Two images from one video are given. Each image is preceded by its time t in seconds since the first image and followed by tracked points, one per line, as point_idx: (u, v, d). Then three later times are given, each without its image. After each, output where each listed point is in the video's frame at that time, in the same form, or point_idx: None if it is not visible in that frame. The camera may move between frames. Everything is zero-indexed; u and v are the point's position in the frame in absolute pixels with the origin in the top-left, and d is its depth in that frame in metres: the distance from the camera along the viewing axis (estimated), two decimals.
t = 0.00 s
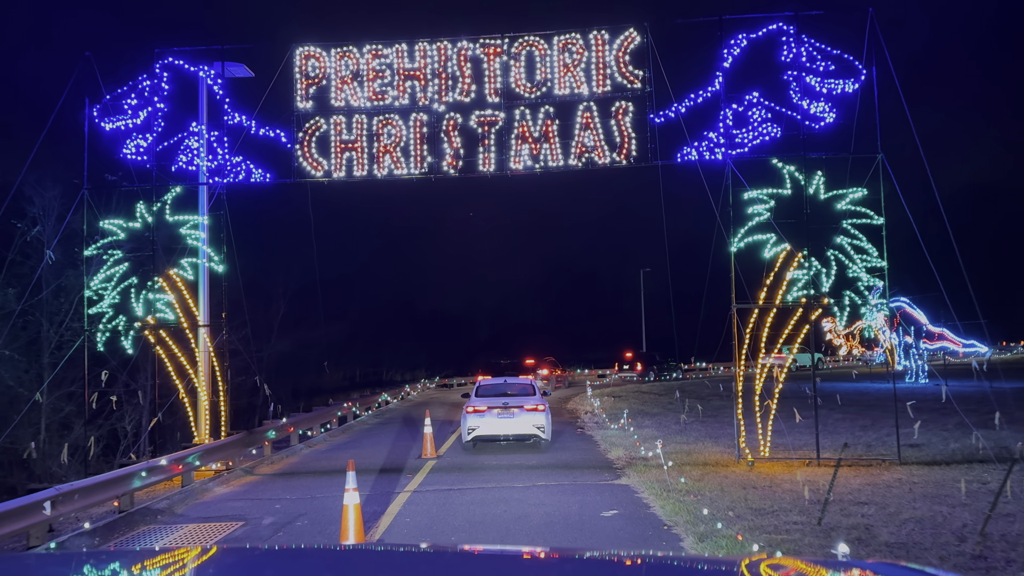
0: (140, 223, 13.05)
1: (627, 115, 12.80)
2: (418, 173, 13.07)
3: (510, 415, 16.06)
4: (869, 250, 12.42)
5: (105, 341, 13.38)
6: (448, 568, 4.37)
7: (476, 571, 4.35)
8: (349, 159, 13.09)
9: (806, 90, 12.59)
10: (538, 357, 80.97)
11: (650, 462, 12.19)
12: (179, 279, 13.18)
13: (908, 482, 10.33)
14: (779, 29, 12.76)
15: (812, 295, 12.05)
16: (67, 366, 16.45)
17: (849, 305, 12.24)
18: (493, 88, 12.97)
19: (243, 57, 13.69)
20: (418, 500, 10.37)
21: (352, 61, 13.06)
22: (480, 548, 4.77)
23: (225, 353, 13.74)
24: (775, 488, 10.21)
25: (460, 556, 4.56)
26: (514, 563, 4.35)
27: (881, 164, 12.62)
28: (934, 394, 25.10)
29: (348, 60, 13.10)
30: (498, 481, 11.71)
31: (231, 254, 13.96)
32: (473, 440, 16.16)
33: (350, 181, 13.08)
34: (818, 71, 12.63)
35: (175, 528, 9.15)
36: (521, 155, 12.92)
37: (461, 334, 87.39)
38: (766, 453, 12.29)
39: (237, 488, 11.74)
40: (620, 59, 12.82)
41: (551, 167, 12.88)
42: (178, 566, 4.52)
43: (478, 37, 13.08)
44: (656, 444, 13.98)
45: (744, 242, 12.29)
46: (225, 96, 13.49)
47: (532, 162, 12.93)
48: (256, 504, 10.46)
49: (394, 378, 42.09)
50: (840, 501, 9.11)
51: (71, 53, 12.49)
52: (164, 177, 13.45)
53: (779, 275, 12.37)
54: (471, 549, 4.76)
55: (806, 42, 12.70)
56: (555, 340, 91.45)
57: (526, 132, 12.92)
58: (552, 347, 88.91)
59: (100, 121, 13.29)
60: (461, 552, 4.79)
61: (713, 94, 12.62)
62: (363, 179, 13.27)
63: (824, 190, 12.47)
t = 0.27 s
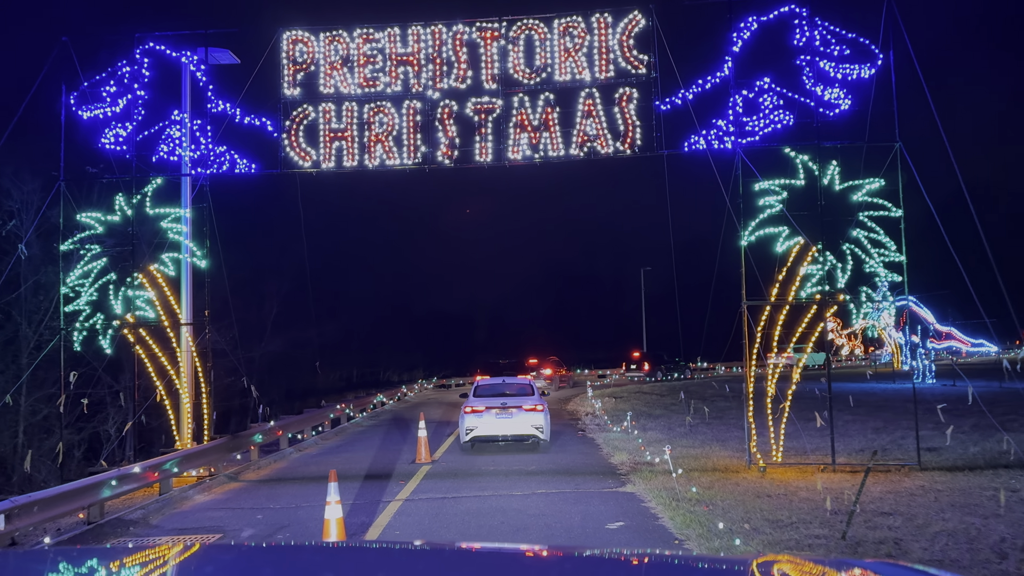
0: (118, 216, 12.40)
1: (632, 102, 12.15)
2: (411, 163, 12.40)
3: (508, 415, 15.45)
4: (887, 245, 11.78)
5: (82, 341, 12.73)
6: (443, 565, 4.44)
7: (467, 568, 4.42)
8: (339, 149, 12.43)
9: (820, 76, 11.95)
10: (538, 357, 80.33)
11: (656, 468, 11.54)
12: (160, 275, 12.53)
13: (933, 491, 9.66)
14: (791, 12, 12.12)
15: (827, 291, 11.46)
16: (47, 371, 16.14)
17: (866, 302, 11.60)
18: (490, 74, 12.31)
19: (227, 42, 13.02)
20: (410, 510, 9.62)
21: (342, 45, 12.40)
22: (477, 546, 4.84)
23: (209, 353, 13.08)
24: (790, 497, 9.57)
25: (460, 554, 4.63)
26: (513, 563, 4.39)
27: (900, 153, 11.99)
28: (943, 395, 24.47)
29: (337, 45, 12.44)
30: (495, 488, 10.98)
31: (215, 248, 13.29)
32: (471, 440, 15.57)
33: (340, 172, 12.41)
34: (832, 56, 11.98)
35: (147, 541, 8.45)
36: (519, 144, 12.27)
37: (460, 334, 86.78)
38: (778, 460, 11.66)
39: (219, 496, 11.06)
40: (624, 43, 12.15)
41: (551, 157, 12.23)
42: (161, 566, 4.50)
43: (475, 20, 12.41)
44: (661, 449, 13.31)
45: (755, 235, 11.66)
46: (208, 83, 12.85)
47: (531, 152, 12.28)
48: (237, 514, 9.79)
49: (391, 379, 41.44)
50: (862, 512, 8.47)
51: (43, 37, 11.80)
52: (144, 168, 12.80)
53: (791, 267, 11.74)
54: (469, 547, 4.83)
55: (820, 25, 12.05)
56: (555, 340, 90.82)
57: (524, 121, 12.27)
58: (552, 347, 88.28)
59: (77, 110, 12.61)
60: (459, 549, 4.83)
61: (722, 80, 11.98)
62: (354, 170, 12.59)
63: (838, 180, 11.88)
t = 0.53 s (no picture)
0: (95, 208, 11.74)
1: (637, 88, 11.48)
2: (403, 154, 11.74)
3: (507, 416, 14.81)
4: (907, 238, 11.14)
5: (57, 341, 12.05)
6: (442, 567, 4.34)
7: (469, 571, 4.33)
8: (327, 138, 11.77)
9: (836, 60, 11.28)
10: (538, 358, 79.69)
11: (664, 476, 10.86)
12: (138, 271, 11.84)
13: (962, 501, 9.00)
14: None
15: (844, 288, 10.91)
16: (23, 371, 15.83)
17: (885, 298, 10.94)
18: (487, 58, 11.65)
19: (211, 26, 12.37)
20: (400, 523, 8.88)
21: (331, 29, 11.74)
22: (475, 550, 4.68)
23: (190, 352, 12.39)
24: (809, 508, 8.91)
25: (461, 559, 4.49)
26: (511, 564, 4.22)
27: (921, 141, 11.32)
28: (954, 397, 23.81)
29: (326, 28, 11.77)
30: (493, 498, 10.25)
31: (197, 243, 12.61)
32: (469, 442, 14.96)
33: (329, 163, 11.74)
34: (849, 38, 11.32)
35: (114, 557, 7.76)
36: (517, 133, 11.63)
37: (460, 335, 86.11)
38: (791, 466, 11.03)
39: (198, 507, 10.37)
40: (629, 26, 11.49)
41: (552, 147, 11.58)
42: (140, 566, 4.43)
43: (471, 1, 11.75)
44: (667, 455, 12.65)
45: (768, 228, 11.02)
46: (190, 69, 12.18)
47: (531, 141, 11.63)
48: (216, 526, 9.12)
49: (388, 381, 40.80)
50: (889, 526, 7.81)
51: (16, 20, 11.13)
52: (122, 158, 12.12)
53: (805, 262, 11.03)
54: (467, 551, 4.67)
55: (835, 7, 11.37)
56: (555, 341, 90.17)
57: (523, 108, 11.62)
58: (552, 348, 87.61)
59: (52, 97, 11.94)
60: (457, 554, 4.68)
61: (732, 65, 11.32)
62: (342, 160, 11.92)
63: (856, 169, 11.26)
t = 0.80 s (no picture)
0: (69, 200, 11.08)
1: (643, 72, 10.83)
2: (395, 143, 11.10)
3: (507, 416, 14.19)
4: (931, 230, 10.51)
5: (30, 340, 11.40)
6: (444, 567, 4.19)
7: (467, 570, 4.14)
8: (315, 125, 11.13)
9: (853, 42, 10.64)
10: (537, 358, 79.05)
11: (673, 484, 10.19)
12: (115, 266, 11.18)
13: (997, 513, 8.34)
14: None
15: (864, 283, 10.35)
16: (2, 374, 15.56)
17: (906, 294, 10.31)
18: (484, 41, 10.99)
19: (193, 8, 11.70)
20: (389, 537, 8.23)
21: (319, 10, 11.07)
22: (475, 548, 4.56)
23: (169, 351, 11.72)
24: (831, 520, 8.26)
25: (461, 557, 4.34)
26: (511, 562, 4.17)
27: (944, 127, 10.65)
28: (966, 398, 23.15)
29: (314, 9, 11.11)
30: (491, 508, 9.58)
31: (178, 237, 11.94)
32: (468, 443, 14.34)
33: (317, 152, 11.10)
34: (868, 19, 10.67)
35: None
36: (517, 119, 10.99)
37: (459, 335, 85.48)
38: (806, 473, 10.40)
39: (175, 518, 9.70)
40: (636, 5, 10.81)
41: (553, 135, 10.95)
42: (123, 560, 4.46)
43: None
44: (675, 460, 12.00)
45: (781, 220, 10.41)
46: (170, 54, 11.51)
47: (531, 128, 10.98)
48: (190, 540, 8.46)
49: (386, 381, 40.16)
50: (922, 542, 7.16)
51: None
52: (99, 147, 11.43)
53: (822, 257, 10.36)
54: (467, 549, 4.56)
55: None
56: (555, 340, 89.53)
57: (523, 94, 10.97)
58: (552, 348, 87.02)
59: (24, 83, 11.24)
60: (456, 552, 4.56)
61: (744, 47, 10.68)
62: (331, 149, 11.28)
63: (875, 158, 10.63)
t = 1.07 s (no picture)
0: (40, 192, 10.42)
1: (650, 54, 10.18)
2: (386, 130, 10.45)
3: (507, 416, 13.56)
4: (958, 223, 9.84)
5: None
6: (445, 566, 4.20)
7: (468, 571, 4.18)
8: (301, 111, 10.49)
9: (874, 21, 9.98)
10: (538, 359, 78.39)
11: (682, 493, 9.51)
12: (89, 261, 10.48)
13: None
14: None
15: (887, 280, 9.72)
16: None
17: (932, 290, 9.67)
18: (481, 22, 10.30)
19: None
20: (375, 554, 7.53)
21: None
22: (475, 548, 4.64)
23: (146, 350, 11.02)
24: (856, 535, 7.58)
25: (459, 557, 4.40)
26: (511, 561, 4.25)
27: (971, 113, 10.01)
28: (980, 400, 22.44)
29: None
30: (488, 521, 8.85)
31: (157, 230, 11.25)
32: (467, 443, 13.70)
33: (303, 140, 10.46)
34: None
35: None
36: (516, 105, 10.33)
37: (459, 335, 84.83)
38: (826, 482, 9.71)
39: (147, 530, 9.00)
40: None
41: (554, 121, 10.33)
42: (99, 561, 4.30)
43: None
44: (684, 468, 11.31)
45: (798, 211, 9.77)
46: (149, 36, 10.87)
47: (530, 115, 10.34)
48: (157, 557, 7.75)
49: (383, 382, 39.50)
50: (961, 561, 6.47)
51: None
52: (73, 135, 10.80)
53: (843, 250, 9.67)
54: (466, 549, 4.62)
55: None
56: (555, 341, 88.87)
57: (522, 78, 10.31)
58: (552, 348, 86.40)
59: None
60: (457, 551, 4.64)
61: (758, 27, 10.03)
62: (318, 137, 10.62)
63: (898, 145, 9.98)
